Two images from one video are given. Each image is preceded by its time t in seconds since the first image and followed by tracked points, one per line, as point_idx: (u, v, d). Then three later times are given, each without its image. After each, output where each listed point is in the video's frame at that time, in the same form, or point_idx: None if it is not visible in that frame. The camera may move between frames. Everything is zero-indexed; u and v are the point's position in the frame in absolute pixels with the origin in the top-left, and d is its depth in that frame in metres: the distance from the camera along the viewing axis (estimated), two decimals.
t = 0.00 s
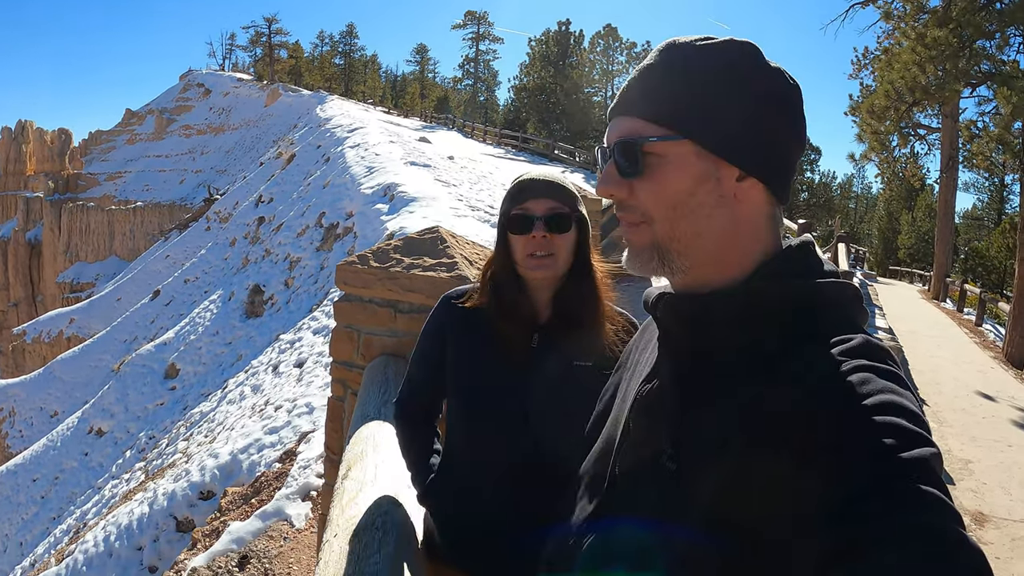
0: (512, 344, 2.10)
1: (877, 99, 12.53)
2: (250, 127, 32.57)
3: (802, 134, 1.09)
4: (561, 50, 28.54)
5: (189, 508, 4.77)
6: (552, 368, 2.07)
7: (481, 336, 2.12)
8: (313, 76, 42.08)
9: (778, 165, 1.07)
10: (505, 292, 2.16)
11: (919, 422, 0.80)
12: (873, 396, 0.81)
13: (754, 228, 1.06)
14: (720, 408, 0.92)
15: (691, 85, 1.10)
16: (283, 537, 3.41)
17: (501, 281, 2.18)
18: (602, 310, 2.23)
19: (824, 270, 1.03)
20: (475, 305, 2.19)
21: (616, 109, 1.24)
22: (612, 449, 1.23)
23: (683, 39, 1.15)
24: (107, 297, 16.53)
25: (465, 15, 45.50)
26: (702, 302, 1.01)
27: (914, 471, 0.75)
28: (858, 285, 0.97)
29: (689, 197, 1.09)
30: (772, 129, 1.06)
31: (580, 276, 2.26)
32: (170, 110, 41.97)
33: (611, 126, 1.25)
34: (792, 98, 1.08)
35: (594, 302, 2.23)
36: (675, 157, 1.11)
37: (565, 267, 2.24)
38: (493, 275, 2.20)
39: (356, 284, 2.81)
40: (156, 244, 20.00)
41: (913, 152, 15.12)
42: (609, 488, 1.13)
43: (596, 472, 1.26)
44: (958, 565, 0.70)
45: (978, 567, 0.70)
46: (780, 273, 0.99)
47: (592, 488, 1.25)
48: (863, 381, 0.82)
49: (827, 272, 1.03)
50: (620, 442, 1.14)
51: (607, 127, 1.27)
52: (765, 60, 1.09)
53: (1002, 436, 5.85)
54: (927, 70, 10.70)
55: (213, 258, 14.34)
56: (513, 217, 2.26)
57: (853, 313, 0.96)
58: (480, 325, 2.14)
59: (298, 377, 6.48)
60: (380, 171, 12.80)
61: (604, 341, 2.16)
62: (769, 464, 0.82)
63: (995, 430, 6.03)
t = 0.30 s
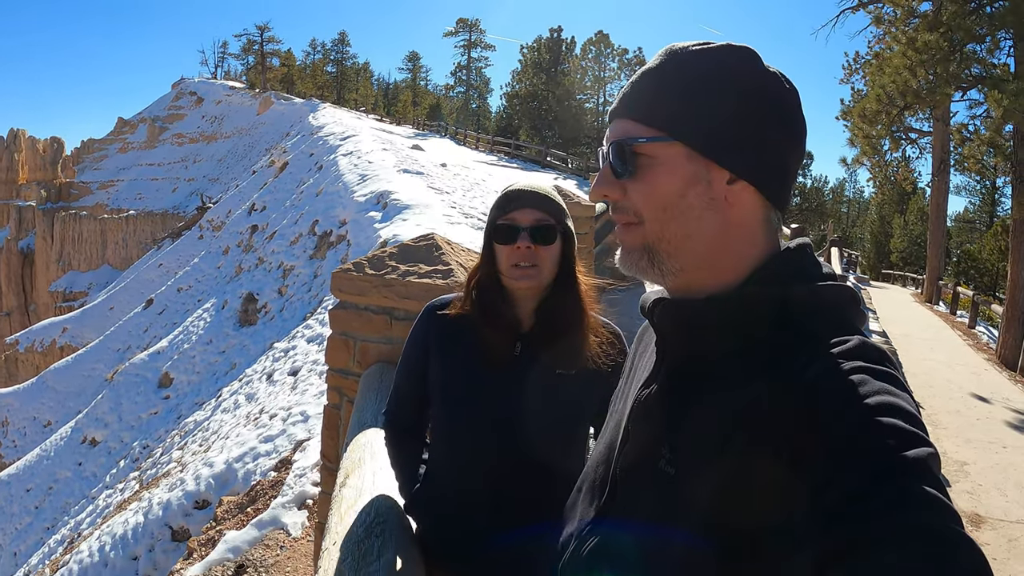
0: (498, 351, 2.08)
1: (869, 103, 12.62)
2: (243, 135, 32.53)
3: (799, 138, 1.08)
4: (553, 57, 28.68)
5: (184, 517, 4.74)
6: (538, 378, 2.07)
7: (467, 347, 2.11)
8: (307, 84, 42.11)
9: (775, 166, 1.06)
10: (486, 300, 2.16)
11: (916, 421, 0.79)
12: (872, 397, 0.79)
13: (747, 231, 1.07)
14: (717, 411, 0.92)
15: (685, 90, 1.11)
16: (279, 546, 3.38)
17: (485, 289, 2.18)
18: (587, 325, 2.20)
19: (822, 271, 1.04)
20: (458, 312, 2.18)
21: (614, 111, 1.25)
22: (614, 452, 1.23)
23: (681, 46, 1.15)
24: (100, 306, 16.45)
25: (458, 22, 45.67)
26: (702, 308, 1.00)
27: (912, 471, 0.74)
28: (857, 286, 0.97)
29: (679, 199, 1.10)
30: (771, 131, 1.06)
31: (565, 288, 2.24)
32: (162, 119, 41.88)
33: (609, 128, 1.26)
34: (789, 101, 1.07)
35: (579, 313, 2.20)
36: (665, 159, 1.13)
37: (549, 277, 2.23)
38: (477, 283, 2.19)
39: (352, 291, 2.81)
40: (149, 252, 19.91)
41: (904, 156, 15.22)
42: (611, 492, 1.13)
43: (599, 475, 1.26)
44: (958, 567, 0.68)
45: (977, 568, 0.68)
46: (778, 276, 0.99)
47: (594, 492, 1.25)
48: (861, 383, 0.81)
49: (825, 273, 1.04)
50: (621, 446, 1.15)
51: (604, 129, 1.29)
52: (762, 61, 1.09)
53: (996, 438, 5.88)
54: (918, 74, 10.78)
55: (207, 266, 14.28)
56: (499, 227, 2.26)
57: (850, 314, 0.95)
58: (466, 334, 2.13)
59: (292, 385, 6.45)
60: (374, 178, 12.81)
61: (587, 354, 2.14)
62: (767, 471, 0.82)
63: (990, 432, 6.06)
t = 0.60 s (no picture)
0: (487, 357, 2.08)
1: (864, 108, 12.70)
2: (239, 143, 32.54)
3: (797, 140, 1.08)
4: (548, 64, 28.85)
5: (182, 526, 4.71)
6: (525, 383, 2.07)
7: (455, 354, 2.10)
8: (303, 92, 42.23)
9: (774, 171, 1.06)
10: (468, 308, 2.16)
11: (916, 426, 0.80)
12: (873, 400, 0.80)
13: (744, 237, 1.07)
14: (716, 414, 0.92)
15: (675, 100, 1.12)
16: (278, 555, 3.36)
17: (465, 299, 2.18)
18: (566, 329, 2.21)
19: (820, 276, 1.05)
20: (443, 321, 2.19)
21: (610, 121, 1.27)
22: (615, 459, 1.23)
23: (675, 55, 1.16)
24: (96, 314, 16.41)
25: (454, 30, 45.88)
26: (699, 315, 1.01)
27: (910, 474, 0.74)
28: (854, 292, 1.00)
29: (672, 206, 1.11)
30: (767, 136, 1.06)
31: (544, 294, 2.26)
32: (158, 127, 41.89)
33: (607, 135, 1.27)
34: (785, 105, 1.07)
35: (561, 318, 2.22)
36: (658, 167, 1.14)
37: (526, 285, 2.24)
38: (460, 291, 2.22)
39: (351, 299, 2.81)
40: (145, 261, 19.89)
41: (899, 161, 15.29)
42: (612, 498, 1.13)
43: (600, 481, 1.26)
44: (959, 569, 0.68)
45: (977, 569, 0.69)
46: (770, 285, 1.01)
47: (596, 499, 1.24)
48: (860, 387, 0.82)
49: (824, 278, 1.05)
50: (622, 451, 1.14)
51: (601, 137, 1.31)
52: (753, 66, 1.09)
53: (994, 441, 5.89)
54: (912, 79, 10.84)
55: (203, 274, 14.26)
56: (476, 235, 2.29)
57: (850, 320, 0.97)
58: (455, 341, 2.12)
59: (291, 393, 6.44)
60: (371, 186, 12.83)
61: (570, 360, 2.14)
62: (769, 478, 0.82)
63: (988, 434, 6.07)
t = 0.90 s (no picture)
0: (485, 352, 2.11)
1: (862, 112, 12.76)
2: (239, 150, 32.62)
3: (791, 139, 1.10)
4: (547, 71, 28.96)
5: (183, 533, 4.70)
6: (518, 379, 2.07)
7: (450, 352, 2.11)
8: (303, 100, 42.40)
9: (769, 168, 1.07)
10: (453, 305, 2.18)
11: (912, 418, 0.81)
12: (867, 393, 0.81)
13: (740, 234, 1.08)
14: (712, 412, 0.93)
15: (667, 96, 1.14)
16: (278, 561, 3.36)
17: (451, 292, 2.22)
18: (543, 314, 2.19)
19: (811, 272, 1.06)
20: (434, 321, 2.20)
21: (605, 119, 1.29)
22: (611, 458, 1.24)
23: (667, 52, 1.18)
24: (96, 322, 16.41)
25: (453, 37, 46.06)
26: (694, 312, 1.03)
27: (902, 464, 0.75)
28: (847, 287, 1.01)
29: (667, 204, 1.12)
30: (763, 132, 1.07)
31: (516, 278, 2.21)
32: (158, 135, 41.99)
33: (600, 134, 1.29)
34: (779, 102, 1.08)
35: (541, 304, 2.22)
36: (652, 166, 1.15)
37: (486, 273, 2.19)
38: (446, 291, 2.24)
39: (352, 304, 2.82)
40: (145, 268, 19.91)
41: (898, 164, 15.33)
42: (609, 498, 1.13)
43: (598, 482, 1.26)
44: (953, 558, 0.68)
45: (973, 559, 0.67)
46: (760, 281, 1.03)
47: (594, 498, 1.24)
48: (853, 379, 0.83)
49: (816, 274, 1.05)
50: (620, 450, 1.15)
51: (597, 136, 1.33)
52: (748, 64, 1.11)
53: (995, 443, 5.89)
54: (911, 83, 10.89)
55: (203, 281, 14.28)
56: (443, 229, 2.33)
57: (846, 316, 0.98)
58: (450, 339, 2.13)
59: (291, 400, 6.43)
60: (370, 192, 12.86)
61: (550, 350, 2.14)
62: (765, 477, 0.83)
63: (989, 437, 6.06)
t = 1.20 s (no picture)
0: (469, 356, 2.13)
1: (862, 116, 12.79)
2: (241, 156, 32.72)
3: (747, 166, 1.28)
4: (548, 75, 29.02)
5: (182, 537, 4.72)
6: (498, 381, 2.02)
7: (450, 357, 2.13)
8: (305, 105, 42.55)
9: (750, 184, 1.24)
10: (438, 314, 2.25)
11: (872, 407, 0.83)
12: (827, 383, 0.84)
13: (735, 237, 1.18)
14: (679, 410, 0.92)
15: (698, 91, 1.18)
16: (275, 563, 3.37)
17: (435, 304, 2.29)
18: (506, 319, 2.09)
19: (770, 268, 1.09)
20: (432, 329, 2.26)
21: (624, 100, 1.23)
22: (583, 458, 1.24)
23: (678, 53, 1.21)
24: (97, 326, 16.45)
25: (454, 42, 46.22)
26: (660, 312, 1.07)
27: (865, 453, 0.76)
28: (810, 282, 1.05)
29: (714, 203, 1.16)
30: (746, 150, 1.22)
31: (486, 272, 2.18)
32: (161, 140, 42.16)
33: (617, 117, 1.24)
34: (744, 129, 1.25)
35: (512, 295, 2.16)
36: (712, 159, 1.16)
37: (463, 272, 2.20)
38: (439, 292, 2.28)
39: (348, 308, 2.83)
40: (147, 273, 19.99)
41: (899, 168, 15.34)
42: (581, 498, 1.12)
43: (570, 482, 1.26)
44: (912, 546, 0.70)
45: (932, 537, 0.72)
46: (727, 274, 1.06)
47: (567, 498, 1.25)
48: (814, 372, 0.85)
49: (774, 271, 1.08)
50: (590, 450, 1.15)
51: (602, 120, 1.28)
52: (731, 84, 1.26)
53: (996, 447, 5.88)
54: (910, 86, 10.93)
55: (204, 286, 14.31)
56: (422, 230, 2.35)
57: (809, 308, 1.01)
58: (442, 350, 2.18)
59: (291, 404, 6.44)
60: (371, 197, 12.91)
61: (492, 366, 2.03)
62: (732, 478, 0.82)
63: (990, 440, 6.05)
